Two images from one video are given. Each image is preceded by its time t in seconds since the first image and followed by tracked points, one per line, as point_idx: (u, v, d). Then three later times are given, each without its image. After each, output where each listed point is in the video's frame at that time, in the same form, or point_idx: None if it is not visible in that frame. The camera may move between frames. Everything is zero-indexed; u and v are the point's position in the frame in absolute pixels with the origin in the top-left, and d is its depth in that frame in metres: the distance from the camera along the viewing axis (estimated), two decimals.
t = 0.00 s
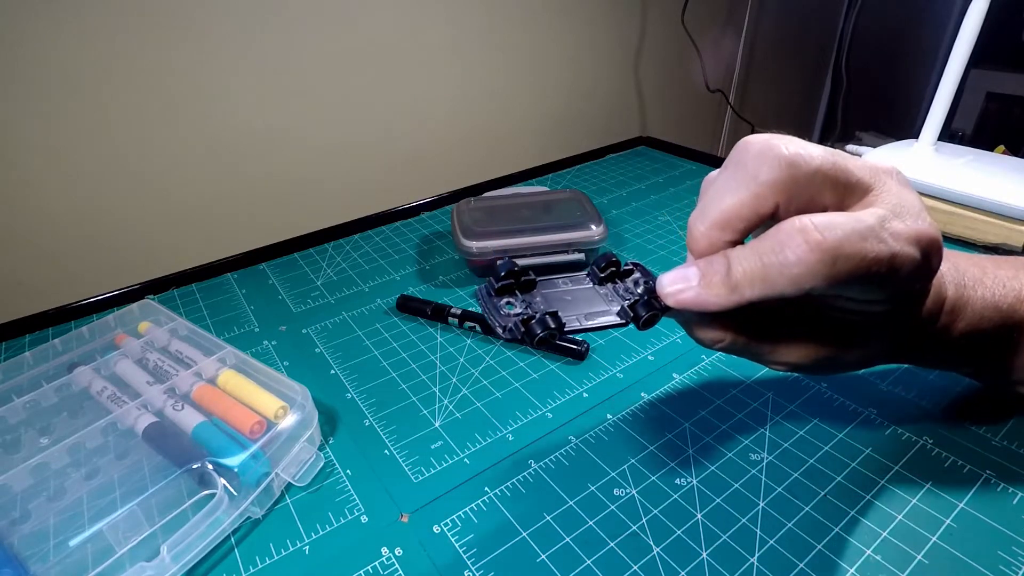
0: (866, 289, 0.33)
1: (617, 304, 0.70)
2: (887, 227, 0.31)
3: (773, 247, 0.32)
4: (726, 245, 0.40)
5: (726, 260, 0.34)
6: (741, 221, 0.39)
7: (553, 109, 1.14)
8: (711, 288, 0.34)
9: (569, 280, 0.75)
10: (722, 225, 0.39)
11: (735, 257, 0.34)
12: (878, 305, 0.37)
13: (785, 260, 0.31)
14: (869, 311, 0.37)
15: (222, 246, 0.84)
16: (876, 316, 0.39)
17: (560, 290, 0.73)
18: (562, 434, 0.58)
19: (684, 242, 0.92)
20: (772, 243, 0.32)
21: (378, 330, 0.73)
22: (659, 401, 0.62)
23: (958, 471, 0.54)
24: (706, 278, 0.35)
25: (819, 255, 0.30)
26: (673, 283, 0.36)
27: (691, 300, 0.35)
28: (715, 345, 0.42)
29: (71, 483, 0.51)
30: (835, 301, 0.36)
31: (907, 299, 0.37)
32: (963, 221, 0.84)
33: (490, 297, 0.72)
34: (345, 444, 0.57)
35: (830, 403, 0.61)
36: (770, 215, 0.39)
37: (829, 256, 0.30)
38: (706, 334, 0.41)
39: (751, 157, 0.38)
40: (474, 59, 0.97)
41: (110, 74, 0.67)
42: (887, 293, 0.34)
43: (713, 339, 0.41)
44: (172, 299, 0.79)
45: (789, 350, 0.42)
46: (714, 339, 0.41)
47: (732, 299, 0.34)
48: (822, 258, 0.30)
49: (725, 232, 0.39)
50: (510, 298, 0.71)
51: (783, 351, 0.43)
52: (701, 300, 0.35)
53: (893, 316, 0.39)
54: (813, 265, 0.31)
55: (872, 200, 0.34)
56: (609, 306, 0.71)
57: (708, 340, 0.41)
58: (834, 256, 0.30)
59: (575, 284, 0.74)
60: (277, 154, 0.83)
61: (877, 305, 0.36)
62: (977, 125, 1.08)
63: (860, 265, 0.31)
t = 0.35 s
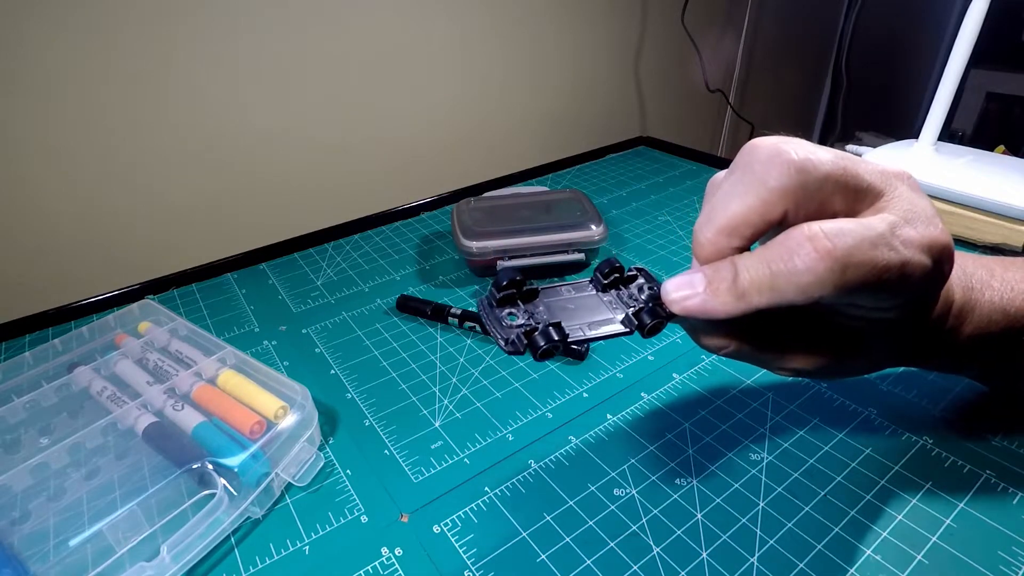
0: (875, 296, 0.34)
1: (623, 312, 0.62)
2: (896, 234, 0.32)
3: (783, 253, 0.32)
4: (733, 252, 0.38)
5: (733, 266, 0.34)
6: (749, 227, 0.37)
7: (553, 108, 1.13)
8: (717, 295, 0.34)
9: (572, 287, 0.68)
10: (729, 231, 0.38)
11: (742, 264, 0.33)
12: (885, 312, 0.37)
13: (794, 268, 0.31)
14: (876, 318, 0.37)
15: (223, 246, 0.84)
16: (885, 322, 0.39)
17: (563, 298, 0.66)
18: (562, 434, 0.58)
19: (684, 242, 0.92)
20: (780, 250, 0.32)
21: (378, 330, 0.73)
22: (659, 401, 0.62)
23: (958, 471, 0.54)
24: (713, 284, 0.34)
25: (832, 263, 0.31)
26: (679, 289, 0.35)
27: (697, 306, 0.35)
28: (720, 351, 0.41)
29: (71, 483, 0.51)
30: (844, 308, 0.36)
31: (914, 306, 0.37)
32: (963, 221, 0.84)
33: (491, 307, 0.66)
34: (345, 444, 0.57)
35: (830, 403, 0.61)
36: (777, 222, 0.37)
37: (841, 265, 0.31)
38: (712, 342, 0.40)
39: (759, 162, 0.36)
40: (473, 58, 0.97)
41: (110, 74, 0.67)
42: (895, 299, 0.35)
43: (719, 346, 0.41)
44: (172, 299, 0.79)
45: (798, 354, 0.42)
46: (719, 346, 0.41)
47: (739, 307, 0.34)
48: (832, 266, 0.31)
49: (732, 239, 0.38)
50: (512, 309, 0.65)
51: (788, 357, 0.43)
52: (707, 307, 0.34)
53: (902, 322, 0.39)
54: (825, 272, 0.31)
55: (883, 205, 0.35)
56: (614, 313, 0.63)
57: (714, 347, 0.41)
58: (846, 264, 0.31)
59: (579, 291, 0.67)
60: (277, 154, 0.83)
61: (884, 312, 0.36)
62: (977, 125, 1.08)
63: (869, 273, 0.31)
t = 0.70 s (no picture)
0: (878, 302, 0.34)
1: (622, 322, 0.62)
2: (898, 239, 0.32)
3: (783, 261, 0.32)
4: (733, 260, 0.38)
5: (733, 274, 0.34)
6: (747, 235, 0.37)
7: (552, 108, 1.13)
8: (718, 303, 0.34)
9: (572, 299, 0.66)
10: (729, 239, 0.38)
11: (743, 272, 0.33)
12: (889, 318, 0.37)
13: (795, 275, 0.31)
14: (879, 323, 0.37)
15: (223, 246, 0.84)
16: (889, 328, 0.39)
17: (562, 310, 0.65)
18: (562, 434, 0.58)
19: (684, 242, 0.92)
20: (781, 258, 0.32)
21: (378, 330, 0.73)
22: (659, 401, 0.62)
23: (958, 471, 0.54)
24: (714, 293, 0.34)
25: (832, 271, 0.31)
26: (680, 298, 0.36)
27: (698, 315, 0.35)
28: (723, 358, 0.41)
29: (71, 483, 0.51)
30: (846, 314, 0.36)
31: (915, 312, 0.36)
32: (963, 220, 0.84)
33: (490, 322, 0.64)
34: (345, 444, 0.57)
35: (830, 403, 0.61)
36: (778, 229, 0.37)
37: (843, 271, 0.31)
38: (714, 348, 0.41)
39: (758, 169, 0.37)
40: (473, 58, 0.97)
41: (110, 74, 0.67)
42: (898, 305, 0.34)
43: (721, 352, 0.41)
44: (172, 299, 0.79)
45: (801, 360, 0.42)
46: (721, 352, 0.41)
47: (740, 315, 0.34)
48: (833, 273, 0.31)
49: (732, 246, 0.38)
50: (511, 323, 0.62)
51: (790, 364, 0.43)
52: (708, 316, 0.34)
53: (905, 328, 0.39)
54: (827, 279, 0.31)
55: (885, 210, 0.34)
56: (614, 325, 0.63)
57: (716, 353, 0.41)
58: (846, 270, 0.31)
59: (579, 302, 0.66)
60: (277, 154, 0.83)
61: (887, 317, 0.36)
62: (977, 125, 1.08)
63: (872, 279, 0.31)
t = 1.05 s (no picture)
0: (881, 302, 0.33)
1: (623, 322, 0.60)
2: (899, 240, 0.32)
3: (783, 263, 0.32)
4: (733, 261, 0.38)
5: (734, 277, 0.34)
6: (748, 236, 0.37)
7: (553, 108, 1.13)
8: (719, 306, 0.34)
9: (572, 300, 0.65)
10: (730, 240, 0.38)
11: (744, 274, 0.33)
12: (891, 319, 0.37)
13: (796, 277, 0.31)
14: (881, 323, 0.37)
15: (223, 246, 0.84)
16: (890, 329, 0.39)
17: (563, 311, 0.64)
18: (562, 434, 0.58)
19: (684, 242, 0.92)
20: (782, 259, 0.32)
21: (378, 330, 0.73)
22: (659, 401, 0.62)
23: (958, 471, 0.54)
24: (716, 295, 0.34)
25: (832, 272, 0.31)
26: (681, 299, 0.36)
27: (698, 317, 0.35)
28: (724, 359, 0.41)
29: (71, 483, 0.51)
30: (848, 315, 0.36)
31: (918, 312, 0.36)
32: (963, 220, 0.84)
33: (489, 323, 0.62)
34: (345, 444, 0.57)
35: (830, 403, 0.61)
36: (778, 230, 0.37)
37: (843, 272, 0.31)
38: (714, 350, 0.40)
39: (758, 170, 0.36)
40: (473, 59, 0.97)
41: (111, 74, 0.67)
42: (901, 306, 0.34)
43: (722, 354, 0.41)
44: (172, 299, 0.79)
45: (802, 361, 0.42)
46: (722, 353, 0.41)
47: (742, 318, 0.34)
48: (834, 276, 0.31)
49: (732, 248, 0.38)
50: (511, 325, 0.61)
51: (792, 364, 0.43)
52: (709, 318, 0.35)
53: (906, 330, 0.39)
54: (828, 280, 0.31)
55: (887, 210, 0.34)
56: (615, 326, 0.61)
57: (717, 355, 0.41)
58: (846, 273, 0.31)
59: (579, 303, 0.65)
60: (277, 155, 0.84)
61: (889, 317, 0.36)
62: (977, 125, 1.08)
63: (873, 281, 0.31)
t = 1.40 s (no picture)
0: (883, 306, 0.34)
1: (624, 330, 0.60)
2: (901, 244, 0.32)
3: (784, 269, 0.32)
4: (734, 265, 0.38)
5: (735, 281, 0.34)
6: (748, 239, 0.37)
7: (553, 108, 1.13)
8: (720, 310, 0.34)
9: (573, 308, 0.64)
10: (731, 243, 0.37)
11: (744, 279, 0.33)
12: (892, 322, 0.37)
13: (798, 283, 0.31)
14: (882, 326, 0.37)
15: (222, 246, 0.84)
16: (893, 331, 0.39)
17: (562, 320, 0.63)
18: (562, 434, 0.58)
19: (684, 242, 0.92)
20: (783, 265, 0.32)
21: (378, 330, 0.73)
22: (659, 401, 0.62)
23: (958, 471, 0.54)
24: (716, 299, 0.34)
25: (833, 279, 0.31)
26: (682, 303, 0.36)
27: (698, 322, 0.35)
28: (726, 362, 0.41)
29: (71, 483, 0.51)
30: (850, 319, 0.36)
31: (919, 315, 0.36)
32: (962, 220, 0.84)
33: (488, 336, 0.60)
34: (345, 444, 0.57)
35: (830, 403, 0.61)
36: (778, 233, 0.37)
37: (843, 278, 0.31)
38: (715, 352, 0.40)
39: (758, 174, 0.36)
40: (473, 59, 0.97)
41: (111, 73, 0.67)
42: (902, 309, 0.35)
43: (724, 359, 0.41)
44: (172, 299, 0.79)
45: (805, 364, 0.42)
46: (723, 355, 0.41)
47: (742, 323, 0.34)
48: (835, 281, 0.31)
49: (732, 252, 0.38)
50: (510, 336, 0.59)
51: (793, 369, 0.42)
52: (710, 323, 0.35)
53: (907, 333, 0.39)
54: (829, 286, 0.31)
55: (886, 214, 0.35)
56: (616, 334, 0.60)
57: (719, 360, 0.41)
58: (848, 278, 0.31)
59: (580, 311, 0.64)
60: (277, 155, 0.84)
61: (890, 321, 0.36)
62: (977, 125, 1.08)
63: (874, 285, 0.31)
